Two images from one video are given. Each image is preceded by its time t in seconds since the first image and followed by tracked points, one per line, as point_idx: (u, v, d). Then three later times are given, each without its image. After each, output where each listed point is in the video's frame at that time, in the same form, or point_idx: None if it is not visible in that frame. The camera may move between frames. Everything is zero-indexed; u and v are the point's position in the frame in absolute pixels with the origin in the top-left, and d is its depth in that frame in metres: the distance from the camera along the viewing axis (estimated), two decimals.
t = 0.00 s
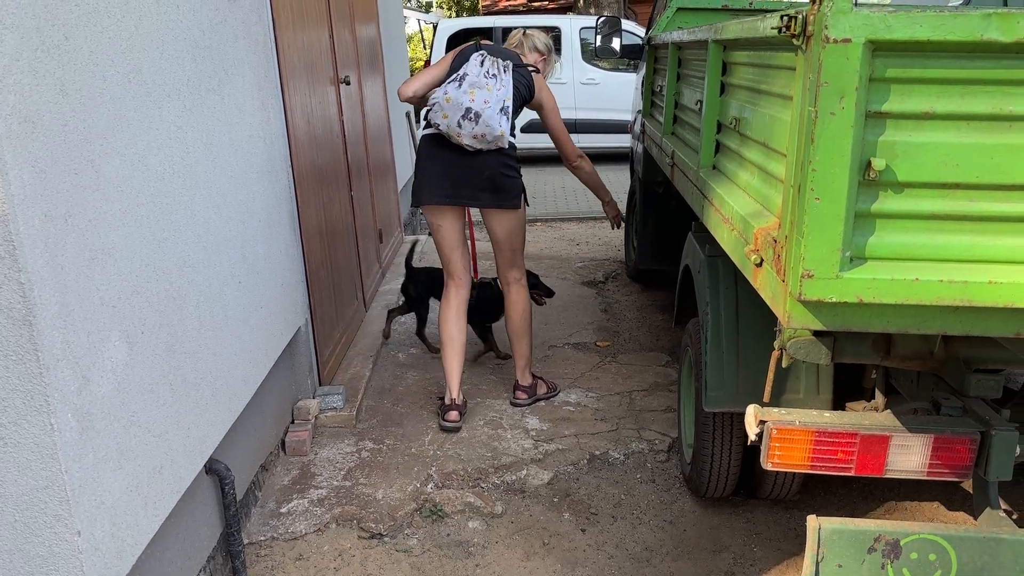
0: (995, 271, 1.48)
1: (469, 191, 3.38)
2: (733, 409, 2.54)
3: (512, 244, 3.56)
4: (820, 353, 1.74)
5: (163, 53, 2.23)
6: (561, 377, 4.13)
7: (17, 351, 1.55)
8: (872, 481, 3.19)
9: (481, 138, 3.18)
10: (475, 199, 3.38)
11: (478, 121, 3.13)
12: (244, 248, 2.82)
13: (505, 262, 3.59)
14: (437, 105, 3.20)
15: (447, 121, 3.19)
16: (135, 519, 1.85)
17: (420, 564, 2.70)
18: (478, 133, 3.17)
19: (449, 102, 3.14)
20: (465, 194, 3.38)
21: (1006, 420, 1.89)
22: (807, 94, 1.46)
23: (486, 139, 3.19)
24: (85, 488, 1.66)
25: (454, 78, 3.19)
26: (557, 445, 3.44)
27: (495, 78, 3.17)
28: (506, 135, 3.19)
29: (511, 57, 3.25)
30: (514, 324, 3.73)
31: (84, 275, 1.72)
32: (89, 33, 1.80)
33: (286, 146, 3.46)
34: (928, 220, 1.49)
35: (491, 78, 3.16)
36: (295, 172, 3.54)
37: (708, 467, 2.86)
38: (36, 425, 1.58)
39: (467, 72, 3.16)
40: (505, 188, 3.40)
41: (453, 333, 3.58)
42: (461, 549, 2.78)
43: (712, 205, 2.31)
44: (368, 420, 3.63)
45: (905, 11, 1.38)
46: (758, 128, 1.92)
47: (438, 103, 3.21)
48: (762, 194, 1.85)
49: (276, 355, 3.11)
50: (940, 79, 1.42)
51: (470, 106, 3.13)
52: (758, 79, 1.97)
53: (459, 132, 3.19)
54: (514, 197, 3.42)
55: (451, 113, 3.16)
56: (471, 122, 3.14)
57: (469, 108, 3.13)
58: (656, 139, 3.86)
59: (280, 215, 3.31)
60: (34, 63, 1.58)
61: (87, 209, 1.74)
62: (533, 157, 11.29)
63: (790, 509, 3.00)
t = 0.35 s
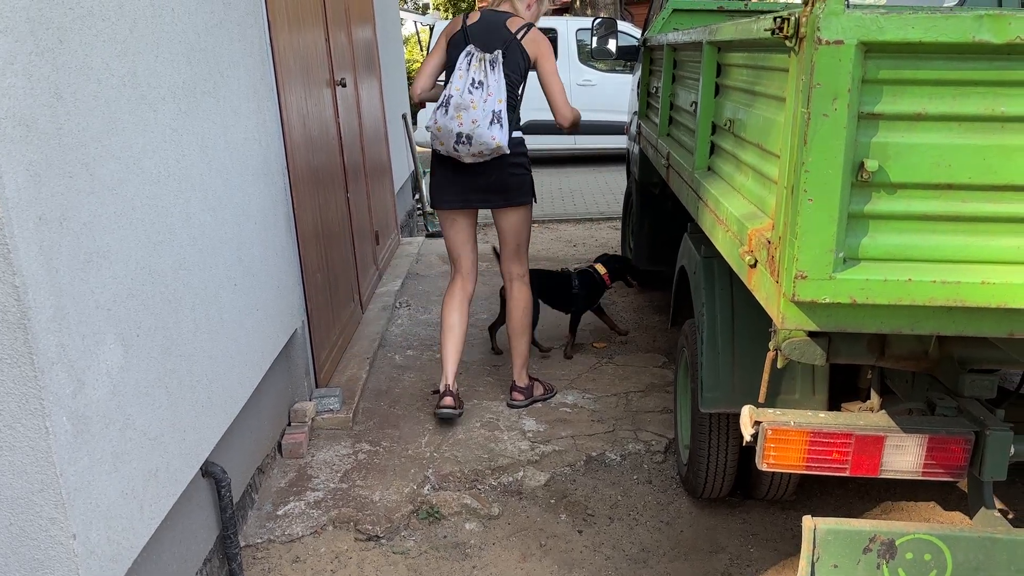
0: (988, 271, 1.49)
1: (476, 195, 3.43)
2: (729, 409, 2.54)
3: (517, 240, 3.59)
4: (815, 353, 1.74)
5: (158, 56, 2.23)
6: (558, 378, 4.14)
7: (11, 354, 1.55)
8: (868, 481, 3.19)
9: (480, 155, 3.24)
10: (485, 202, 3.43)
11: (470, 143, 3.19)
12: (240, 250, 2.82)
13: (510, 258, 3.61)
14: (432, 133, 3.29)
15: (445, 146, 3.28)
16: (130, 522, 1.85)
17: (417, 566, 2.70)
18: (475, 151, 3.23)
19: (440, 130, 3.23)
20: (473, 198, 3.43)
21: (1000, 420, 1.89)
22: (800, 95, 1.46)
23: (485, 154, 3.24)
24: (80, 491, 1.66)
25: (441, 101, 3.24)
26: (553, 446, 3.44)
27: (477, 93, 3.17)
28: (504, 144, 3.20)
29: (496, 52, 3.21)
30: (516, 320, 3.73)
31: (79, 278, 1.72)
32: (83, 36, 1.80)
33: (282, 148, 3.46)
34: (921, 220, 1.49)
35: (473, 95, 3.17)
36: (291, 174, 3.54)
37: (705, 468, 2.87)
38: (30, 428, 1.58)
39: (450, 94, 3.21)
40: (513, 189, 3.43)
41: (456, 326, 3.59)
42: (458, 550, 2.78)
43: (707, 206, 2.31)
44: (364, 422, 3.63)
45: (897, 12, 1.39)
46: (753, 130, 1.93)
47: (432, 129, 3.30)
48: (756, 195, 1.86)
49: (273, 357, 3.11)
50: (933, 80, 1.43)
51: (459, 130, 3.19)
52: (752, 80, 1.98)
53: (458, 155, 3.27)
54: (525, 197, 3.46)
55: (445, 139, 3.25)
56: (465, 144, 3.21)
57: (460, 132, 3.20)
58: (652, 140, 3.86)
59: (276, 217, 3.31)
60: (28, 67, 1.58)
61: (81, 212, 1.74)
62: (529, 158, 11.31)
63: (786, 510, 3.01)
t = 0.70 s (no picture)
0: (985, 267, 1.48)
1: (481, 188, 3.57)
2: (727, 408, 2.54)
3: (518, 235, 3.63)
4: (813, 351, 1.74)
5: (154, 54, 2.22)
6: (556, 378, 4.13)
7: (6, 352, 1.54)
8: (866, 479, 3.19)
9: (479, 158, 3.36)
10: (488, 195, 3.55)
11: (467, 150, 3.32)
12: (237, 249, 2.81)
13: (509, 250, 3.62)
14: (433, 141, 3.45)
15: (447, 153, 3.44)
16: (127, 521, 1.84)
17: (414, 565, 2.70)
18: (475, 155, 3.36)
19: (440, 139, 3.39)
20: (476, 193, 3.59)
21: (997, 417, 1.89)
22: (797, 91, 1.46)
23: (484, 157, 3.36)
24: (76, 490, 1.65)
25: (438, 111, 3.38)
26: (551, 445, 3.44)
27: (468, 101, 3.29)
28: (500, 146, 3.31)
29: (485, 53, 3.31)
30: (513, 316, 3.74)
31: (75, 275, 1.71)
32: (79, 34, 1.79)
33: (279, 147, 3.46)
34: (917, 217, 1.49)
35: (465, 103, 3.29)
36: (288, 174, 3.54)
37: (702, 466, 2.87)
38: (26, 426, 1.57)
39: (445, 105, 3.34)
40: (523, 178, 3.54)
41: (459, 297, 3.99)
42: (455, 550, 2.78)
43: (705, 204, 2.31)
44: (362, 422, 3.62)
45: (893, 8, 1.39)
46: (750, 128, 1.93)
47: (434, 137, 3.45)
48: (754, 193, 1.86)
49: (269, 357, 3.10)
50: (930, 77, 1.43)
51: (456, 139, 3.34)
52: (750, 78, 1.97)
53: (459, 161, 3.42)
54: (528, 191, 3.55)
55: (446, 147, 3.40)
56: (464, 151, 3.35)
57: (457, 140, 3.34)
58: (649, 140, 3.86)
59: (273, 217, 3.30)
60: (23, 64, 1.57)
61: (77, 209, 1.74)
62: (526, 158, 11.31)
63: (784, 509, 3.01)
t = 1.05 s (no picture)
0: (985, 267, 1.48)
1: (453, 183, 3.70)
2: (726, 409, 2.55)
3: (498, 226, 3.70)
4: (812, 351, 1.74)
5: (153, 54, 2.22)
6: (555, 378, 4.13)
7: (6, 352, 1.54)
8: (864, 480, 3.20)
9: (438, 157, 3.53)
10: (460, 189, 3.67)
11: (423, 151, 3.50)
12: (235, 249, 2.81)
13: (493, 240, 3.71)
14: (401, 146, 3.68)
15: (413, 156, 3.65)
16: (125, 522, 1.84)
17: (413, 565, 2.69)
18: (433, 155, 3.53)
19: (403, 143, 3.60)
20: (450, 188, 3.72)
21: (997, 418, 1.90)
22: (797, 92, 1.46)
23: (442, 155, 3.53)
24: (75, 490, 1.65)
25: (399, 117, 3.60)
26: (550, 445, 3.44)
27: (418, 105, 3.47)
28: (451, 144, 3.45)
29: (436, 56, 3.48)
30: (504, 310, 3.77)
31: (74, 275, 1.71)
32: (78, 34, 1.79)
33: (277, 147, 3.45)
34: (917, 217, 1.50)
35: (416, 108, 3.49)
36: (286, 174, 3.53)
37: (700, 467, 2.87)
38: (24, 426, 1.57)
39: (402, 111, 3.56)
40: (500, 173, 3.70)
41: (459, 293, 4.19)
42: (454, 550, 2.78)
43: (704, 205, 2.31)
44: (361, 422, 3.62)
45: (893, 9, 1.39)
46: (750, 129, 1.93)
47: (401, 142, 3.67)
48: (754, 193, 1.86)
49: (268, 357, 3.10)
50: (929, 77, 1.43)
51: (413, 141, 3.54)
52: (749, 79, 1.97)
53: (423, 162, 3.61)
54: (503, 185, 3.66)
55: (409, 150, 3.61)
56: (422, 152, 3.54)
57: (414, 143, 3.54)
58: (648, 139, 3.86)
59: (272, 217, 3.30)
60: (22, 64, 1.57)
61: (76, 209, 1.74)
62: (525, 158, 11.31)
63: (782, 509, 3.01)
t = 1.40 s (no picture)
0: (986, 267, 1.48)
1: (429, 170, 3.81)
2: (726, 408, 2.55)
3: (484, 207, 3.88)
4: (812, 350, 1.74)
5: (153, 52, 2.21)
6: (554, 377, 4.13)
7: (6, 349, 1.54)
8: (863, 479, 3.20)
9: (407, 143, 3.62)
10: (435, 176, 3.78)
11: (392, 138, 3.61)
12: (235, 248, 2.81)
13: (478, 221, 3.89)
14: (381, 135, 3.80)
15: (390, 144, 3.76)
16: (125, 520, 1.83)
17: (412, 564, 2.70)
18: (403, 141, 3.62)
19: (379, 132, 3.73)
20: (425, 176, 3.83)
21: (996, 417, 1.90)
22: (798, 91, 1.46)
23: (410, 140, 3.61)
24: (74, 488, 1.64)
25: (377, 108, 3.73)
26: (549, 444, 3.44)
27: (386, 95, 3.59)
28: (415, 129, 3.52)
29: (403, 46, 3.59)
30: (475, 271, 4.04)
31: (74, 273, 1.71)
32: (78, 31, 1.79)
33: (277, 145, 3.45)
34: (919, 216, 1.49)
35: (385, 98, 3.60)
36: (286, 172, 3.53)
37: (699, 466, 2.88)
38: (24, 424, 1.56)
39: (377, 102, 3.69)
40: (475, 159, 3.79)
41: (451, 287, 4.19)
42: (453, 549, 2.78)
43: (704, 204, 2.31)
44: (360, 421, 3.61)
45: (895, 8, 1.39)
46: (751, 127, 1.93)
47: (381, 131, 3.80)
48: (755, 191, 1.86)
49: (268, 355, 3.09)
50: (930, 77, 1.43)
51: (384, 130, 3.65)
52: (750, 79, 1.98)
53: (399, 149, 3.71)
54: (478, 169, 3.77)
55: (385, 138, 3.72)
56: (393, 139, 3.64)
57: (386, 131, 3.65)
58: (648, 138, 3.86)
59: (271, 215, 3.29)
60: (23, 61, 1.57)
61: (76, 207, 1.73)
62: (524, 158, 11.31)
63: (781, 508, 3.02)
